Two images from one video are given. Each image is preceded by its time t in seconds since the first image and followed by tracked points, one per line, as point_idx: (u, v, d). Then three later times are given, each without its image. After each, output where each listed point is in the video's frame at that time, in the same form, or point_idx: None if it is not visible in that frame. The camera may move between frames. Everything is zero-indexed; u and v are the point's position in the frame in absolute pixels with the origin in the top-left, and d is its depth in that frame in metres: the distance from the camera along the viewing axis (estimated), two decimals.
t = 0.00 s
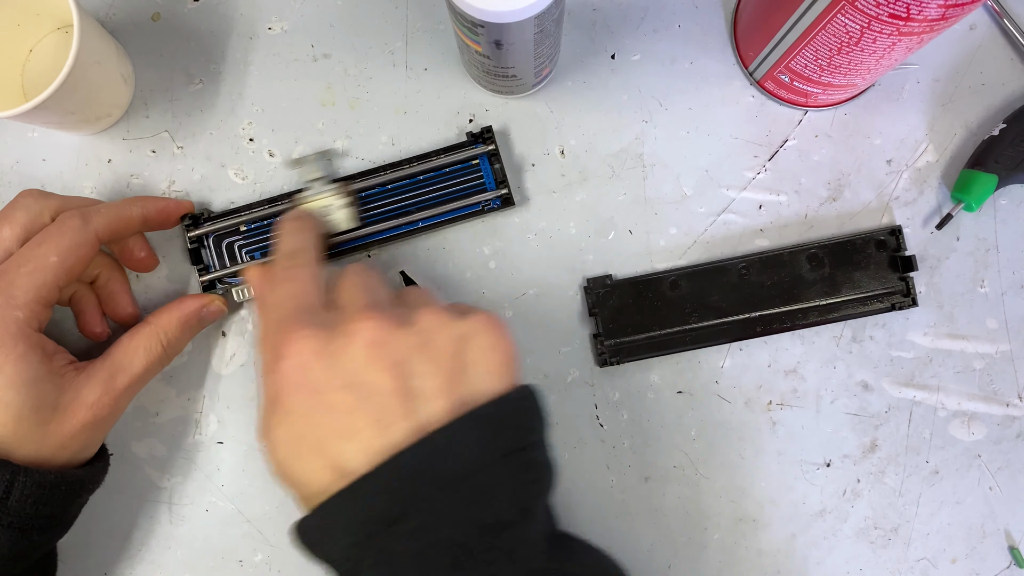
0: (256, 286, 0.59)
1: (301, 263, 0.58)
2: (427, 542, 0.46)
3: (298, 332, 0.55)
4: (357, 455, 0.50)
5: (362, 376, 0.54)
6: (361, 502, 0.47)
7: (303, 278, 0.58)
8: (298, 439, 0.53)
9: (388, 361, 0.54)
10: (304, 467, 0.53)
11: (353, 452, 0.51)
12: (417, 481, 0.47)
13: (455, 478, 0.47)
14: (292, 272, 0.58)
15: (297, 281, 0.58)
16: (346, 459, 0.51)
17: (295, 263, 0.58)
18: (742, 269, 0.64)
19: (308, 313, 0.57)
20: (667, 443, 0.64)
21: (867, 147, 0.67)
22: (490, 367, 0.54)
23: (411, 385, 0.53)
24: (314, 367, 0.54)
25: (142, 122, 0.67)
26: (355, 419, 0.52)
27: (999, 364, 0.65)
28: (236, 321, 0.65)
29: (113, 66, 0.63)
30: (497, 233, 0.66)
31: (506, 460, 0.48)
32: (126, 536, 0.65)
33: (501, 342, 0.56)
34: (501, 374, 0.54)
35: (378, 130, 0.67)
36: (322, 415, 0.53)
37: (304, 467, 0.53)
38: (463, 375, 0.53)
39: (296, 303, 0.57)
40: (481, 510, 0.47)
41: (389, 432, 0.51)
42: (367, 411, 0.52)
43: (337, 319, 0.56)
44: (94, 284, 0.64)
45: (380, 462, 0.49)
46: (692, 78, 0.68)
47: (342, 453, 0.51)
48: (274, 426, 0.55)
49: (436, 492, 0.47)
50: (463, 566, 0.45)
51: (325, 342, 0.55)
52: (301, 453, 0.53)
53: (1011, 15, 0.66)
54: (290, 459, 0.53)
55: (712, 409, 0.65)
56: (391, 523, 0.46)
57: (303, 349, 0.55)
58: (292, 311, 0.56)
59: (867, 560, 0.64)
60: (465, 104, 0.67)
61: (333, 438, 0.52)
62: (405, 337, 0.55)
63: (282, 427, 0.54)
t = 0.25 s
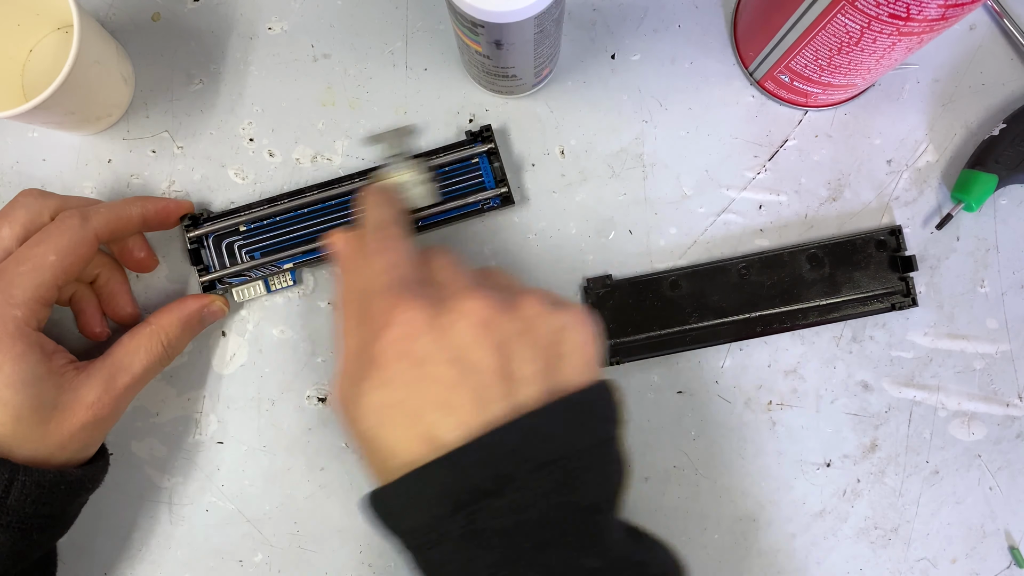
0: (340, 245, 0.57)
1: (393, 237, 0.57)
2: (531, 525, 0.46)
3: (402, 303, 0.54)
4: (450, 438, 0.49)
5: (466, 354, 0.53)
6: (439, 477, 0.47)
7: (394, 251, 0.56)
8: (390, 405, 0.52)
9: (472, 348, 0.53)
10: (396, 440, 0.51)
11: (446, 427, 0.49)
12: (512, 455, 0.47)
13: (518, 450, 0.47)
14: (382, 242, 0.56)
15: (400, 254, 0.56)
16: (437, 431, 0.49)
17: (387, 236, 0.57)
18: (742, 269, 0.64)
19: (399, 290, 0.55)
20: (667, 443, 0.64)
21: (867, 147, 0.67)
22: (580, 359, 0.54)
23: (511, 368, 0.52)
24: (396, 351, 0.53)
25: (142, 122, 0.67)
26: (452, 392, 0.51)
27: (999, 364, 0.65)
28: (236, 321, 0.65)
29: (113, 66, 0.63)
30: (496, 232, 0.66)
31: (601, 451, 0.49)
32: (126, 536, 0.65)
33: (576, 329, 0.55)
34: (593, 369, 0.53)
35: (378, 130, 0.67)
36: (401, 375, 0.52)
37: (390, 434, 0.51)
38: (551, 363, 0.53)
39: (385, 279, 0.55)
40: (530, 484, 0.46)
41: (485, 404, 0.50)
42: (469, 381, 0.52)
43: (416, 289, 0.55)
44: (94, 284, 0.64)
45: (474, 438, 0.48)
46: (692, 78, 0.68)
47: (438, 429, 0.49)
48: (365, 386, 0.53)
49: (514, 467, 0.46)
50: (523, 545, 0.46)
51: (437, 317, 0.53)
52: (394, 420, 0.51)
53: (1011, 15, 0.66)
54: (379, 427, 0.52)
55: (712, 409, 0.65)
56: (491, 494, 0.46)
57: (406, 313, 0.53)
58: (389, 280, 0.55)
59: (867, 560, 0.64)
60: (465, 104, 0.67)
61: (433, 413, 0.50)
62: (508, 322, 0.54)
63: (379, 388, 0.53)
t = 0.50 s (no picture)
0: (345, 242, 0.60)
1: (386, 235, 0.60)
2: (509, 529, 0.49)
3: (391, 307, 0.58)
4: (410, 434, 0.54)
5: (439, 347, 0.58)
6: (452, 474, 0.50)
7: (388, 253, 0.60)
8: (379, 402, 0.57)
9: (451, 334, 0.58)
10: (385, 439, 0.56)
11: (436, 421, 0.54)
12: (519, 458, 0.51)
13: (533, 435, 0.52)
14: (374, 246, 0.59)
15: (383, 257, 0.59)
16: (428, 431, 0.54)
17: (429, 271, 0.62)
18: (742, 269, 0.64)
19: (395, 286, 0.59)
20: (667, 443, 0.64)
21: (867, 147, 0.67)
22: (575, 367, 0.58)
23: (456, 356, 0.58)
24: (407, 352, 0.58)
25: (142, 122, 0.67)
26: (435, 392, 0.56)
27: (999, 364, 0.65)
28: (235, 321, 0.65)
29: (113, 66, 0.63)
30: (496, 232, 0.66)
31: (591, 450, 0.52)
32: (126, 536, 0.65)
33: (562, 376, 0.57)
34: (581, 373, 0.58)
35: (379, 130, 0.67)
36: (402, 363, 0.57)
37: (381, 430, 0.56)
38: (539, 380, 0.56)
39: (386, 275, 0.59)
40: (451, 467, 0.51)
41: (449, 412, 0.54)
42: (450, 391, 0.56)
43: (477, 307, 0.59)
44: (94, 285, 0.64)
45: (472, 432, 0.52)
46: (692, 78, 0.68)
47: (426, 427, 0.54)
48: (363, 385, 0.58)
49: (507, 468, 0.50)
50: (515, 548, 0.49)
51: (433, 319, 0.58)
52: (383, 415, 0.56)
53: (1011, 15, 0.66)
54: (370, 425, 0.57)
55: (712, 409, 0.65)
56: (484, 492, 0.49)
57: (395, 323, 0.58)
58: (383, 283, 0.59)
59: (867, 560, 0.64)
60: (465, 105, 0.67)
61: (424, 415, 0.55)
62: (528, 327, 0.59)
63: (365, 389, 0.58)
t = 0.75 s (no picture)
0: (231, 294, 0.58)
1: (284, 271, 0.58)
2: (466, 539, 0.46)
3: (290, 343, 0.54)
4: (318, 468, 0.51)
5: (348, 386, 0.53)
6: (366, 507, 0.46)
7: (283, 287, 0.57)
8: (286, 440, 0.52)
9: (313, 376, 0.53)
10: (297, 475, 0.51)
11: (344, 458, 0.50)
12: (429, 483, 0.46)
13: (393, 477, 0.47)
14: (271, 288, 0.57)
15: (287, 289, 0.57)
16: (342, 461, 0.50)
17: (278, 279, 0.57)
18: (742, 269, 0.64)
19: (286, 325, 0.55)
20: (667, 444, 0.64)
21: (867, 147, 0.67)
22: (478, 376, 0.55)
23: (356, 385, 0.53)
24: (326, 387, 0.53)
25: (142, 122, 0.67)
26: (334, 430, 0.51)
27: (999, 364, 0.65)
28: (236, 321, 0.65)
29: (113, 66, 0.63)
30: (496, 232, 0.66)
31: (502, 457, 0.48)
32: (126, 536, 0.65)
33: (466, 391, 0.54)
34: (487, 381, 0.55)
35: (379, 130, 0.67)
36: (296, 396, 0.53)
37: (292, 472, 0.51)
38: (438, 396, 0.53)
39: (286, 313, 0.55)
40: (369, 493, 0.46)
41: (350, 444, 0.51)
42: (328, 423, 0.52)
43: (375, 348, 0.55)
44: (94, 284, 0.64)
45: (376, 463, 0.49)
46: (692, 78, 0.68)
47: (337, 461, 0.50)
48: (259, 426, 0.53)
49: (411, 485, 0.46)
50: (460, 562, 0.46)
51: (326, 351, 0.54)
52: (293, 458, 0.51)
53: (1011, 15, 0.66)
54: (278, 468, 0.52)
55: (712, 409, 0.65)
56: (395, 518, 0.45)
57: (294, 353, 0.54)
58: (275, 321, 0.55)
59: (867, 560, 0.64)
60: (465, 105, 0.67)
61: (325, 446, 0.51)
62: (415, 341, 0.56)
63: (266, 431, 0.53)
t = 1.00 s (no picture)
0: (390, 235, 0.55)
1: (433, 223, 0.54)
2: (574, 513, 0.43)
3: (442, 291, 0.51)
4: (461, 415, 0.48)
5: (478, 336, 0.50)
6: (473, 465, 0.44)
7: (446, 240, 0.54)
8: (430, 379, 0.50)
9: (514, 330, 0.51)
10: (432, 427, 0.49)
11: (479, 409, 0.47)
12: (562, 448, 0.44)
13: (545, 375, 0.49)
14: (436, 245, 0.53)
15: (446, 240, 0.53)
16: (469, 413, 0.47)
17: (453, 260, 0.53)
18: (742, 269, 0.64)
19: (446, 272, 0.52)
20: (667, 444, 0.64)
21: (867, 147, 0.67)
22: (617, 358, 0.50)
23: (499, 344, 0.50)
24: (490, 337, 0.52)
25: (142, 122, 0.67)
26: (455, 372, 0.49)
27: (999, 364, 0.65)
28: (235, 321, 0.65)
29: (113, 66, 0.63)
30: (496, 232, 0.66)
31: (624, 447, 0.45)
32: (126, 536, 0.65)
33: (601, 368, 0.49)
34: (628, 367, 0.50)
35: (379, 130, 0.67)
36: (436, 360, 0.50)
37: (427, 415, 0.49)
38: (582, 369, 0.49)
39: (443, 258, 0.53)
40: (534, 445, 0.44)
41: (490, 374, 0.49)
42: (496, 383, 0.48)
43: (528, 302, 0.51)
44: (95, 284, 0.64)
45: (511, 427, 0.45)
46: (692, 78, 0.68)
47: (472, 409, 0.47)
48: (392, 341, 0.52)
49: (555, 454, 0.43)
50: (556, 536, 0.43)
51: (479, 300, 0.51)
52: (430, 402, 0.49)
53: (1011, 15, 0.66)
54: (414, 409, 0.49)
55: (712, 409, 0.65)
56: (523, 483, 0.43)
57: (447, 297, 0.51)
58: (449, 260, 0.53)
59: (867, 560, 0.64)
60: (465, 105, 0.67)
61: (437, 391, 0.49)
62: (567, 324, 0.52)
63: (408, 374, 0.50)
